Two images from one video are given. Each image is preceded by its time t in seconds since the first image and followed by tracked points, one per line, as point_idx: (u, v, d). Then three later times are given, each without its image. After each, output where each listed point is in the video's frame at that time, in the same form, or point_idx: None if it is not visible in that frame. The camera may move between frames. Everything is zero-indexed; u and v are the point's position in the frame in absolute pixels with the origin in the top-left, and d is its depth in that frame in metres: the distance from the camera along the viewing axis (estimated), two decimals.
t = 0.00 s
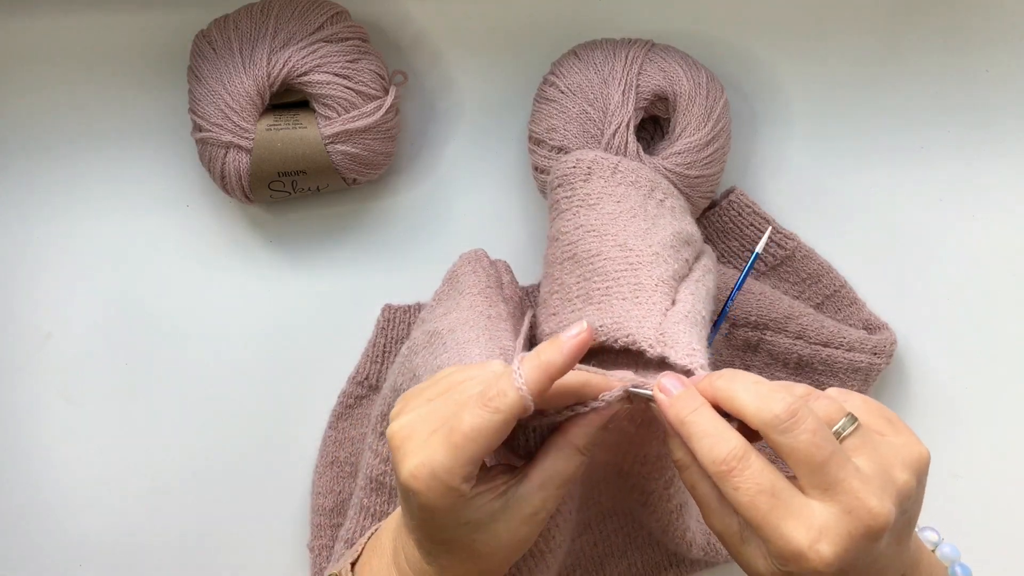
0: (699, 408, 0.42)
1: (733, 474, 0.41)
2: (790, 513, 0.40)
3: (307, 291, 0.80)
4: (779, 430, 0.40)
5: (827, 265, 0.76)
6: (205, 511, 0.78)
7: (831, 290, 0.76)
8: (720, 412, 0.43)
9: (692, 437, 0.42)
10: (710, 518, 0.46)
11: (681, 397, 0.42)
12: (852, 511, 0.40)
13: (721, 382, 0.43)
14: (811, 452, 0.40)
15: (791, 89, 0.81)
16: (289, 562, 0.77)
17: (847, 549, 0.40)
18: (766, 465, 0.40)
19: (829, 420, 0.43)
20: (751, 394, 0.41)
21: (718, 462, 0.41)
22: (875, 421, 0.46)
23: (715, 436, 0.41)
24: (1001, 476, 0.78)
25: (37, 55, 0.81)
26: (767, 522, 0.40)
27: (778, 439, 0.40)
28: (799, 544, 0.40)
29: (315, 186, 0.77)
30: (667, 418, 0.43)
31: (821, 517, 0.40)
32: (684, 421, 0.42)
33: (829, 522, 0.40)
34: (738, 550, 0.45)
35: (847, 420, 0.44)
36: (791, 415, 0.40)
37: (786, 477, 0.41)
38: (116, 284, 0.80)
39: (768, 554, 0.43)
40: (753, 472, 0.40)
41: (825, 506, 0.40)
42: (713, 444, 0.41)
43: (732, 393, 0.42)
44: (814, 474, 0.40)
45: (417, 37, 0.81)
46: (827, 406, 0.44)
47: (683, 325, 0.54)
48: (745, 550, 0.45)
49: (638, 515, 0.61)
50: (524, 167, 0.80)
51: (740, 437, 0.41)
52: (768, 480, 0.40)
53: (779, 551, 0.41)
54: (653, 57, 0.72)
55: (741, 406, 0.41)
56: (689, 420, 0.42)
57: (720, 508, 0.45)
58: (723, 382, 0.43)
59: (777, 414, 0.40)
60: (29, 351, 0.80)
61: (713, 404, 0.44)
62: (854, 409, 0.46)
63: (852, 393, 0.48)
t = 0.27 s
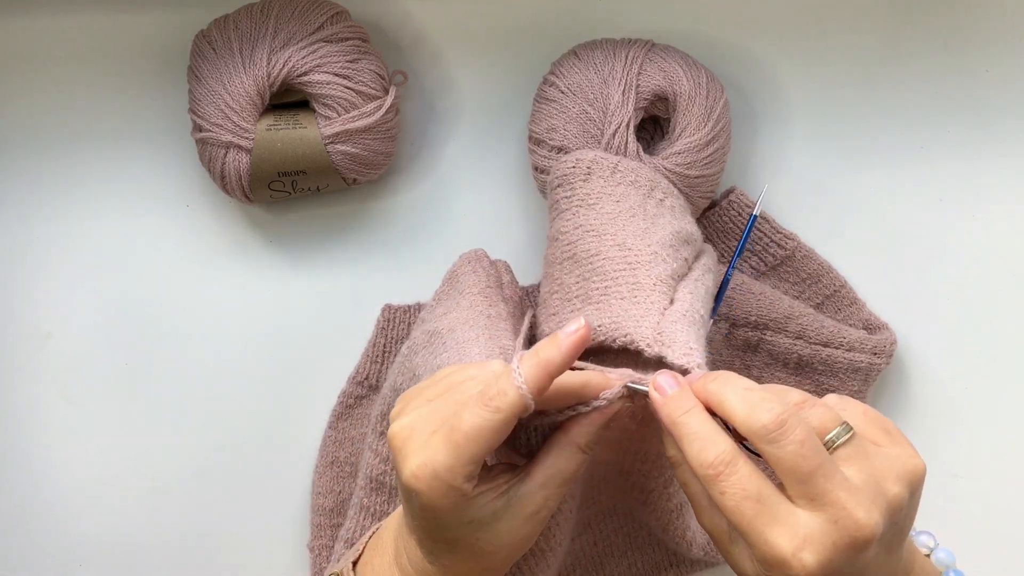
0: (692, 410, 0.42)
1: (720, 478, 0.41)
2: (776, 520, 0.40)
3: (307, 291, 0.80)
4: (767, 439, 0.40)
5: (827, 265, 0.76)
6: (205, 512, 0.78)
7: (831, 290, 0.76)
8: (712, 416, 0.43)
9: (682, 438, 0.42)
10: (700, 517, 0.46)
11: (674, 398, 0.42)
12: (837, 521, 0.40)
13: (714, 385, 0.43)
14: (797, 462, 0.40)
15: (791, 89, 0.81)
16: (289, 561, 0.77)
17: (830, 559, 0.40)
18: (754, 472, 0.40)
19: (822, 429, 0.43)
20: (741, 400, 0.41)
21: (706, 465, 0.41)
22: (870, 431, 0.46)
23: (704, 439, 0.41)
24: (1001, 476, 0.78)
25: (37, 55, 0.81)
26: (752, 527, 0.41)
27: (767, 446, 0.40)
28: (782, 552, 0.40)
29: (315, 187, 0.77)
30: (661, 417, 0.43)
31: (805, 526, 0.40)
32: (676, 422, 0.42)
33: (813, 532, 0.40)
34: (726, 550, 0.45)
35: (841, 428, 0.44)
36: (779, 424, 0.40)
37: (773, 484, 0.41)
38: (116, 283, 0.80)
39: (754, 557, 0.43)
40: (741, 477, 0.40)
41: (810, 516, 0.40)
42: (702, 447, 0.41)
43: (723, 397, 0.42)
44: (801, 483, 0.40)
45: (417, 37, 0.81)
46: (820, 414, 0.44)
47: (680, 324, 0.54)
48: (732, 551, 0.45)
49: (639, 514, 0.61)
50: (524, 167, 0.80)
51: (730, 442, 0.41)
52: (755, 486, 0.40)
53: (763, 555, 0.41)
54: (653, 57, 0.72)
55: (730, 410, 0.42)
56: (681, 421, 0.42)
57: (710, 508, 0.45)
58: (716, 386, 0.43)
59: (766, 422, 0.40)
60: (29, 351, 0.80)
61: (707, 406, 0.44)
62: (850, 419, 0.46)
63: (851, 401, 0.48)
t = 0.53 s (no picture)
0: (692, 410, 0.42)
1: (725, 476, 0.40)
2: (780, 517, 0.40)
3: (307, 291, 0.80)
4: (772, 433, 0.40)
5: (827, 265, 0.76)
6: (204, 512, 0.78)
7: (831, 290, 0.76)
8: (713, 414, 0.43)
9: (684, 437, 0.42)
10: (696, 518, 0.46)
11: (674, 398, 0.42)
12: (840, 516, 0.40)
13: (713, 384, 0.43)
14: (803, 457, 0.40)
15: (792, 89, 0.81)
16: (289, 561, 0.77)
17: (834, 555, 0.40)
18: (759, 469, 0.40)
19: (820, 424, 0.44)
20: (744, 396, 0.41)
21: (710, 463, 0.41)
22: (861, 427, 0.46)
23: (707, 438, 0.41)
24: (1001, 476, 0.78)
25: (36, 55, 0.81)
26: (757, 525, 0.40)
27: (771, 442, 0.40)
28: (786, 548, 0.40)
29: (315, 186, 0.77)
30: (660, 418, 0.43)
31: (809, 522, 0.40)
32: (677, 422, 0.42)
33: (817, 528, 0.40)
34: (723, 550, 0.45)
35: (838, 424, 0.44)
36: (785, 419, 0.40)
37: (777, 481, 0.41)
38: (116, 283, 0.80)
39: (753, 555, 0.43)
40: (746, 475, 0.40)
41: (814, 512, 0.41)
42: (705, 446, 0.41)
43: (726, 394, 0.42)
44: (805, 479, 0.40)
45: (417, 37, 0.81)
46: (816, 411, 0.44)
47: (676, 324, 0.54)
48: (729, 551, 0.45)
49: (638, 514, 0.61)
50: (523, 167, 0.80)
51: (733, 439, 0.41)
52: (761, 484, 0.40)
53: (767, 554, 0.41)
54: (653, 57, 0.72)
55: (733, 406, 0.42)
56: (683, 420, 0.42)
57: (708, 509, 0.45)
58: (717, 384, 0.43)
59: (771, 417, 0.40)
60: (30, 351, 0.80)
61: (705, 405, 0.44)
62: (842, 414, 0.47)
63: (840, 399, 0.48)
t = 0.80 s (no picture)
0: (697, 408, 0.42)
1: (736, 472, 0.40)
2: (791, 512, 0.40)
3: (307, 291, 0.80)
4: (779, 426, 0.40)
5: (827, 265, 0.76)
6: (204, 512, 0.78)
7: (831, 290, 0.76)
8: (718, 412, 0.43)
9: (692, 436, 0.41)
10: (699, 521, 0.45)
11: (678, 397, 0.42)
12: (849, 509, 0.40)
13: (716, 380, 0.43)
14: (812, 450, 0.40)
15: (792, 89, 0.81)
16: (288, 562, 0.77)
17: (845, 549, 0.40)
18: (768, 464, 0.40)
19: (821, 418, 0.45)
20: (751, 391, 0.41)
21: (720, 460, 0.40)
22: (857, 420, 0.47)
23: (715, 435, 0.41)
24: (1001, 477, 0.78)
25: (36, 55, 0.81)
26: (768, 522, 0.40)
27: (779, 436, 0.40)
28: (797, 543, 0.40)
29: (315, 186, 0.77)
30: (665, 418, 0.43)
31: (819, 516, 0.41)
32: (682, 420, 0.42)
33: (827, 521, 0.40)
34: (728, 552, 0.45)
35: (839, 419, 0.44)
36: (792, 412, 0.40)
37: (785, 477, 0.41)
38: (116, 283, 0.80)
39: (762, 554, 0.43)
40: (757, 471, 0.40)
41: (823, 505, 0.41)
42: (714, 443, 0.41)
43: (731, 390, 0.42)
44: (813, 472, 0.40)
45: (417, 37, 0.81)
46: (817, 406, 0.45)
47: (674, 325, 0.54)
48: (735, 552, 0.45)
49: (639, 515, 0.61)
50: (524, 167, 0.80)
51: (740, 436, 0.41)
52: (772, 479, 0.40)
53: (779, 551, 0.41)
54: (653, 57, 0.72)
55: (740, 402, 0.42)
56: (689, 418, 0.41)
57: (713, 510, 0.45)
58: (721, 381, 0.43)
59: (779, 411, 0.40)
60: (30, 351, 0.80)
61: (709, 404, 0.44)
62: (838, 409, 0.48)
63: (833, 395, 0.49)
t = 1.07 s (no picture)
0: (701, 407, 0.42)
1: (743, 470, 0.40)
2: (800, 508, 0.40)
3: (307, 292, 0.80)
4: (784, 422, 0.40)
5: (827, 265, 0.76)
6: (203, 513, 0.78)
7: (831, 290, 0.76)
8: (722, 411, 0.43)
9: (696, 435, 0.41)
10: (703, 523, 0.45)
11: (681, 398, 0.42)
12: (856, 503, 0.41)
13: (718, 379, 0.43)
14: (817, 444, 0.40)
15: (792, 89, 0.81)
16: (288, 562, 0.77)
17: (853, 543, 0.41)
18: (775, 461, 0.40)
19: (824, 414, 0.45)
20: (753, 389, 0.41)
21: (728, 458, 0.40)
22: (859, 414, 0.48)
23: (720, 433, 0.41)
24: (1001, 477, 0.78)
25: (36, 55, 0.81)
26: (777, 519, 0.40)
27: (784, 432, 0.40)
28: (807, 539, 0.40)
29: (315, 186, 0.77)
30: (668, 420, 0.43)
31: (828, 510, 0.41)
32: (686, 420, 0.41)
33: (836, 516, 0.41)
34: (733, 552, 0.45)
35: (841, 414, 0.45)
36: (797, 408, 0.40)
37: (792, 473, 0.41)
38: (117, 284, 0.80)
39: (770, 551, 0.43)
40: (764, 468, 0.40)
41: (831, 500, 0.41)
42: (719, 442, 0.41)
43: (734, 389, 0.42)
44: (819, 467, 0.41)
45: (417, 37, 0.81)
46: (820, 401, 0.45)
47: (673, 325, 0.54)
48: (741, 552, 0.45)
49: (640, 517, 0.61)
50: (523, 167, 0.80)
51: (746, 434, 0.41)
52: (780, 475, 0.40)
53: (788, 547, 0.41)
54: (653, 57, 0.72)
55: (744, 400, 0.42)
56: (693, 418, 0.41)
57: (718, 511, 0.45)
58: (722, 379, 0.43)
59: (784, 407, 0.40)
60: (30, 351, 0.80)
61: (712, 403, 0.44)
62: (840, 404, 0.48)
63: (835, 390, 0.49)
